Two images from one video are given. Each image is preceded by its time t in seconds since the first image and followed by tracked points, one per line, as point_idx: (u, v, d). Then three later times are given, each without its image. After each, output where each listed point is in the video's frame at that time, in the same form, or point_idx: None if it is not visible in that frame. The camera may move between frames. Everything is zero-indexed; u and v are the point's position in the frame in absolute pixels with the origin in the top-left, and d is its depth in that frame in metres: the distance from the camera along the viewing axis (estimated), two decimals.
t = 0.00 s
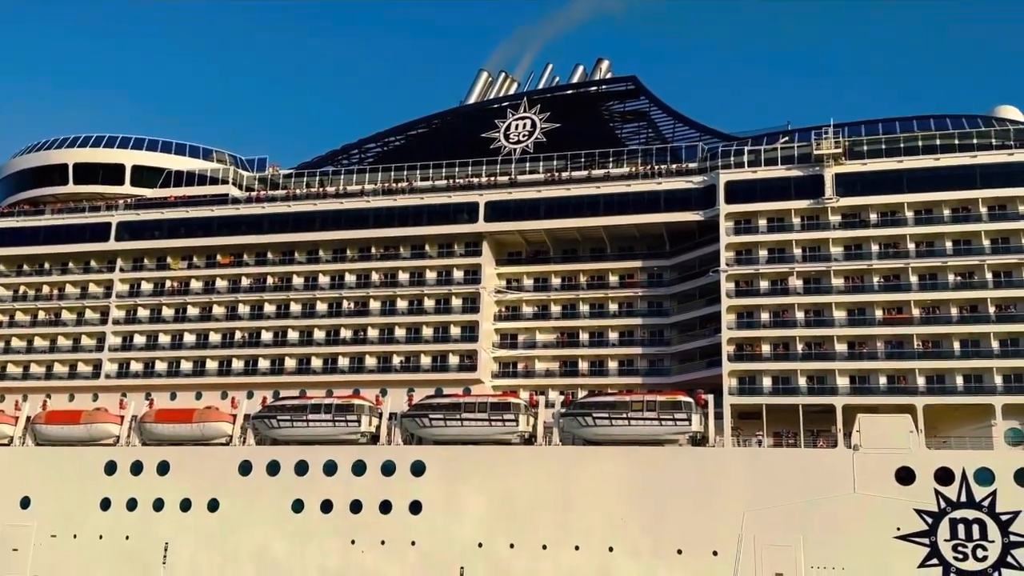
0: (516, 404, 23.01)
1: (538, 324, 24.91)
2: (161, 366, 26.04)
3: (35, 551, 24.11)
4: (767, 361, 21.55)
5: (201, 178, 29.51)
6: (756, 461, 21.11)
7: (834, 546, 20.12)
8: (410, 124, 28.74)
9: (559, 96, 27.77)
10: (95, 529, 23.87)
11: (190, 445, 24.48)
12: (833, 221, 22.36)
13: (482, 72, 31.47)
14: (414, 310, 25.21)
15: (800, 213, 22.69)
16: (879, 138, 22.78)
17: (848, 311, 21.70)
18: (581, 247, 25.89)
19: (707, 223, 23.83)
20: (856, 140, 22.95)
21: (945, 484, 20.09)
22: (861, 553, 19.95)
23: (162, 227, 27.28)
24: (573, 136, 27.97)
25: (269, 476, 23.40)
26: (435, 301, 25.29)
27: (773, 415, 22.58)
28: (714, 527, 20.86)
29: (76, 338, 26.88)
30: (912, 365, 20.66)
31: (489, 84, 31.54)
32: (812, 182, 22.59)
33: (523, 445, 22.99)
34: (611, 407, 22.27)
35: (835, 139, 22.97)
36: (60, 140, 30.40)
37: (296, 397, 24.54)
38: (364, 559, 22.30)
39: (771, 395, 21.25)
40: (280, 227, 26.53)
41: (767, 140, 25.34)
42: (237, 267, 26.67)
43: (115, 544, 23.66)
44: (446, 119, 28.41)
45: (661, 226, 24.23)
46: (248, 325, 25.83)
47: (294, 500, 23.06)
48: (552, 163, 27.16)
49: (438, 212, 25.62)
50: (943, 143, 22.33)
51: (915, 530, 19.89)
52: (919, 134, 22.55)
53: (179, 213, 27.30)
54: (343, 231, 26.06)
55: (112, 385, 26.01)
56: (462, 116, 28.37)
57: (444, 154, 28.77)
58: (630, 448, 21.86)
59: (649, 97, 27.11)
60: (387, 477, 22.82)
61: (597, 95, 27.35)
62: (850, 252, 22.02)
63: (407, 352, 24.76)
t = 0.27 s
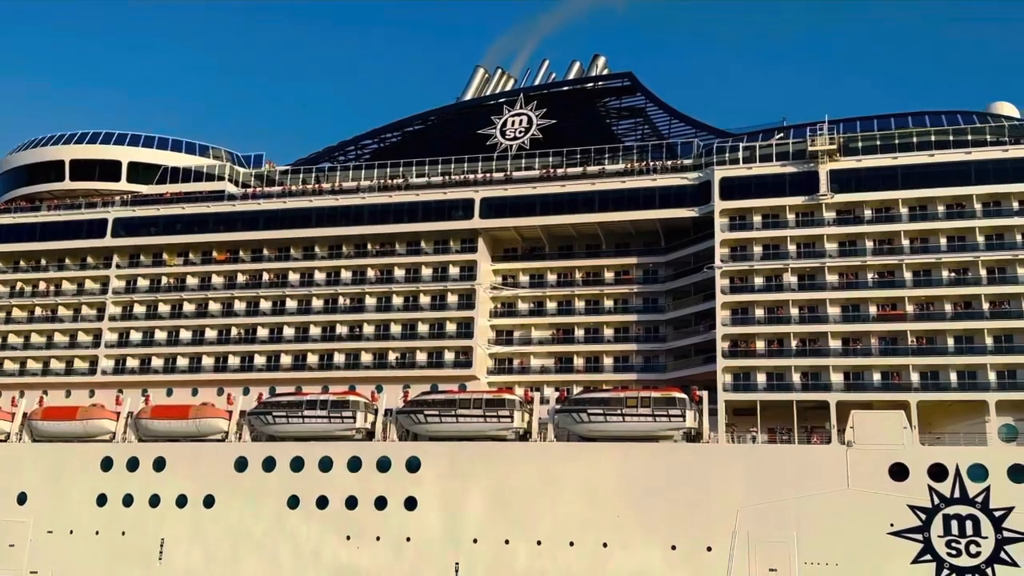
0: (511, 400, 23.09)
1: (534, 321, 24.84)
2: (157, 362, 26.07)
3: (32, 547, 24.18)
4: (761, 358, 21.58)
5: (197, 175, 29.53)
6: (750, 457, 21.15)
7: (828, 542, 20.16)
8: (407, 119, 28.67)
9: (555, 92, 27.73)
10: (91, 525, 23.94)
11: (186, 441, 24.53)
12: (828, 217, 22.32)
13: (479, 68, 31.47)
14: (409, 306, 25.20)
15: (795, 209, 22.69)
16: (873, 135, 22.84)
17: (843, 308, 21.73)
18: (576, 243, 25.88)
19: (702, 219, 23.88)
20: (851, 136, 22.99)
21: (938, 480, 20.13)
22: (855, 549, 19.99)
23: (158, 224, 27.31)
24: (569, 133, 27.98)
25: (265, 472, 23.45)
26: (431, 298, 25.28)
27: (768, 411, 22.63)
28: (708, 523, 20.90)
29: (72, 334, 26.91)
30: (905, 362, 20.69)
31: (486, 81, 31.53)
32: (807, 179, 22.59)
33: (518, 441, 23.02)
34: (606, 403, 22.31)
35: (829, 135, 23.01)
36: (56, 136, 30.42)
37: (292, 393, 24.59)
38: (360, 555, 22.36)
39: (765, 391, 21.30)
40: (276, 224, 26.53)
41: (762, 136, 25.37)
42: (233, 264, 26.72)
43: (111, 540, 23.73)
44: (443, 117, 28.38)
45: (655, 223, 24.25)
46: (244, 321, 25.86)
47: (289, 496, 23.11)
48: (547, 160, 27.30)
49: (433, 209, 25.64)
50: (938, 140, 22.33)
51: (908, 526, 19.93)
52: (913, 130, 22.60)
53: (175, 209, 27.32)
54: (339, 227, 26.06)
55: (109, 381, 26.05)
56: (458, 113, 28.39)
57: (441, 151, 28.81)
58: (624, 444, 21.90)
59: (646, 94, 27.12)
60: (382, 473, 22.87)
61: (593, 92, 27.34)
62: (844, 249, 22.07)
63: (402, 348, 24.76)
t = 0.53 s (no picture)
0: (506, 396, 23.17)
1: (528, 317, 24.96)
2: (155, 359, 26.19)
3: (30, 542, 24.34)
4: (754, 354, 21.66)
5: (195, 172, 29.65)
6: (743, 453, 21.25)
7: (820, 537, 20.25)
8: (404, 117, 28.78)
9: (552, 90, 27.83)
10: (89, 520, 24.08)
11: (183, 437, 24.65)
12: (821, 214, 22.40)
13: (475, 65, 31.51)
14: (406, 303, 25.38)
15: (788, 206, 22.76)
16: (867, 132, 22.89)
17: (836, 304, 21.78)
18: (571, 240, 25.97)
19: (696, 216, 23.99)
20: (845, 133, 23.03)
21: (930, 475, 20.23)
22: (847, 545, 20.07)
23: (156, 220, 27.43)
24: (565, 130, 28.10)
25: (261, 468, 23.58)
26: (427, 294, 25.47)
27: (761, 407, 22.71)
28: (701, 519, 20.99)
29: (70, 330, 27.02)
30: (898, 358, 20.79)
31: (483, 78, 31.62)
32: (800, 176, 22.68)
33: (513, 436, 23.14)
34: (600, 399, 22.39)
35: (823, 132, 23.08)
36: (55, 133, 30.55)
37: (288, 389, 24.70)
38: (355, 550, 22.48)
39: (759, 387, 21.42)
40: (272, 221, 26.62)
41: (757, 133, 25.45)
42: (230, 261, 26.82)
43: (108, 535, 23.88)
44: (439, 114, 28.44)
45: (650, 219, 24.35)
46: (240, 317, 25.96)
47: (286, 491, 23.24)
48: (543, 157, 27.40)
49: (429, 206, 25.77)
50: (930, 137, 22.47)
51: (900, 521, 20.02)
52: (906, 127, 22.71)
53: (173, 206, 27.44)
54: (335, 224, 26.16)
55: (106, 377, 26.18)
56: (454, 111, 28.46)
57: (437, 148, 28.93)
58: (618, 440, 21.99)
59: (642, 92, 27.19)
60: (378, 468, 22.99)
61: (590, 90, 27.40)
62: (838, 246, 22.13)
63: (398, 345, 24.84)
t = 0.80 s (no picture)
0: (502, 392, 23.62)
1: (525, 314, 25.42)
2: (158, 355, 26.66)
3: (36, 535, 24.82)
4: (746, 350, 22.04)
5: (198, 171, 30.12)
6: (734, 448, 21.60)
7: (809, 531, 20.62)
8: (403, 117, 29.24)
9: (548, 91, 28.23)
10: (93, 513, 24.55)
11: (185, 432, 25.11)
12: (812, 213, 22.79)
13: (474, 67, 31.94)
14: (404, 300, 25.79)
15: (780, 205, 23.07)
16: (857, 133, 23.27)
17: (826, 302, 22.15)
18: (566, 239, 26.41)
19: (689, 215, 24.36)
20: (836, 134, 23.41)
21: (918, 470, 20.52)
22: (836, 538, 20.43)
23: (160, 219, 27.88)
24: (562, 131, 28.51)
25: (262, 462, 24.00)
26: (425, 292, 25.84)
27: (752, 403, 23.10)
28: (693, 512, 21.37)
29: (76, 327, 27.50)
30: (887, 354, 21.13)
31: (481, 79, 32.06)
32: (791, 176, 23.06)
33: (509, 432, 23.57)
34: (595, 395, 22.79)
35: (814, 133, 23.46)
36: (60, 134, 31.04)
37: (289, 385, 25.16)
38: (355, 543, 22.91)
39: (750, 383, 21.80)
40: (273, 220, 27.06)
41: (749, 133, 25.87)
42: (232, 259, 27.25)
43: (113, 528, 24.35)
44: (438, 115, 28.86)
45: (644, 218, 24.74)
46: (242, 315, 26.41)
47: (286, 485, 23.66)
48: (540, 156, 27.78)
49: (427, 205, 26.19)
50: (920, 138, 22.87)
51: (888, 515, 20.35)
52: (896, 128, 23.09)
53: (176, 205, 27.90)
54: (335, 223, 26.59)
55: (111, 373, 26.64)
56: (453, 111, 28.90)
57: (436, 148, 29.40)
58: (612, 435, 22.36)
59: (637, 92, 27.60)
60: (376, 463, 23.40)
61: (586, 90, 27.79)
62: (828, 244, 22.50)
63: (397, 341, 25.27)
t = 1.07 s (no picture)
0: (498, 389, 23.78)
1: (521, 312, 25.59)
2: (158, 352, 26.83)
3: (37, 531, 25.04)
4: (740, 348, 22.19)
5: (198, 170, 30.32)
6: (728, 445, 21.74)
7: (802, 527, 20.76)
8: (402, 117, 29.46)
9: (546, 90, 28.41)
10: (94, 509, 24.76)
11: (184, 428, 25.30)
12: (806, 211, 22.93)
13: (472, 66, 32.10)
14: (402, 298, 25.92)
15: (774, 204, 23.26)
16: (851, 132, 23.45)
17: (820, 300, 22.29)
18: (563, 237, 26.62)
19: (685, 214, 24.48)
20: (830, 133, 23.58)
21: (911, 467, 20.64)
22: (828, 535, 20.57)
23: (160, 217, 28.08)
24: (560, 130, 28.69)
25: (261, 459, 24.19)
26: (423, 290, 26.02)
27: (746, 400, 23.24)
28: (687, 509, 21.51)
29: (76, 324, 27.70)
30: (880, 352, 21.25)
31: (479, 79, 32.25)
32: (786, 174, 23.22)
33: (505, 428, 23.74)
34: (590, 392, 22.96)
35: (809, 132, 23.61)
36: (61, 132, 31.24)
37: (287, 382, 25.36)
38: (352, 539, 23.09)
39: (744, 380, 21.90)
40: (272, 218, 27.26)
41: (744, 132, 26.07)
42: (231, 257, 27.41)
43: (112, 524, 24.55)
44: (436, 114, 29.07)
45: (640, 217, 24.88)
46: (242, 312, 26.59)
47: (284, 482, 23.85)
48: (537, 155, 27.92)
49: (425, 203, 26.34)
50: (914, 136, 23.03)
51: (881, 512, 20.48)
52: (890, 127, 23.25)
53: (176, 203, 28.10)
54: (334, 221, 26.79)
55: (111, 370, 26.82)
56: (451, 110, 29.08)
57: (434, 147, 29.55)
58: (607, 432, 22.51)
59: (633, 92, 27.83)
60: (373, 459, 23.58)
61: (583, 90, 27.99)
62: (822, 242, 22.62)
63: (394, 339, 25.44)
